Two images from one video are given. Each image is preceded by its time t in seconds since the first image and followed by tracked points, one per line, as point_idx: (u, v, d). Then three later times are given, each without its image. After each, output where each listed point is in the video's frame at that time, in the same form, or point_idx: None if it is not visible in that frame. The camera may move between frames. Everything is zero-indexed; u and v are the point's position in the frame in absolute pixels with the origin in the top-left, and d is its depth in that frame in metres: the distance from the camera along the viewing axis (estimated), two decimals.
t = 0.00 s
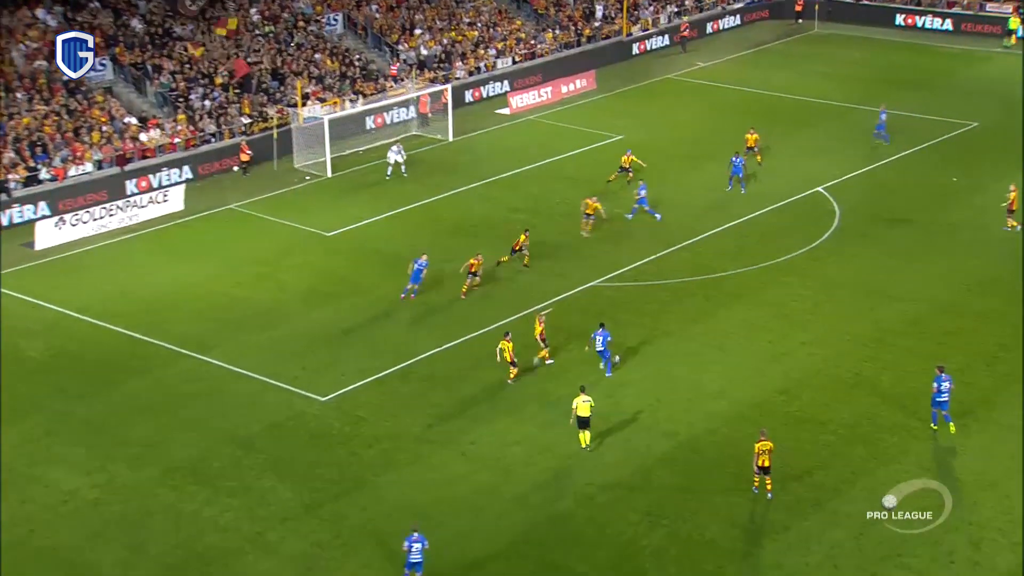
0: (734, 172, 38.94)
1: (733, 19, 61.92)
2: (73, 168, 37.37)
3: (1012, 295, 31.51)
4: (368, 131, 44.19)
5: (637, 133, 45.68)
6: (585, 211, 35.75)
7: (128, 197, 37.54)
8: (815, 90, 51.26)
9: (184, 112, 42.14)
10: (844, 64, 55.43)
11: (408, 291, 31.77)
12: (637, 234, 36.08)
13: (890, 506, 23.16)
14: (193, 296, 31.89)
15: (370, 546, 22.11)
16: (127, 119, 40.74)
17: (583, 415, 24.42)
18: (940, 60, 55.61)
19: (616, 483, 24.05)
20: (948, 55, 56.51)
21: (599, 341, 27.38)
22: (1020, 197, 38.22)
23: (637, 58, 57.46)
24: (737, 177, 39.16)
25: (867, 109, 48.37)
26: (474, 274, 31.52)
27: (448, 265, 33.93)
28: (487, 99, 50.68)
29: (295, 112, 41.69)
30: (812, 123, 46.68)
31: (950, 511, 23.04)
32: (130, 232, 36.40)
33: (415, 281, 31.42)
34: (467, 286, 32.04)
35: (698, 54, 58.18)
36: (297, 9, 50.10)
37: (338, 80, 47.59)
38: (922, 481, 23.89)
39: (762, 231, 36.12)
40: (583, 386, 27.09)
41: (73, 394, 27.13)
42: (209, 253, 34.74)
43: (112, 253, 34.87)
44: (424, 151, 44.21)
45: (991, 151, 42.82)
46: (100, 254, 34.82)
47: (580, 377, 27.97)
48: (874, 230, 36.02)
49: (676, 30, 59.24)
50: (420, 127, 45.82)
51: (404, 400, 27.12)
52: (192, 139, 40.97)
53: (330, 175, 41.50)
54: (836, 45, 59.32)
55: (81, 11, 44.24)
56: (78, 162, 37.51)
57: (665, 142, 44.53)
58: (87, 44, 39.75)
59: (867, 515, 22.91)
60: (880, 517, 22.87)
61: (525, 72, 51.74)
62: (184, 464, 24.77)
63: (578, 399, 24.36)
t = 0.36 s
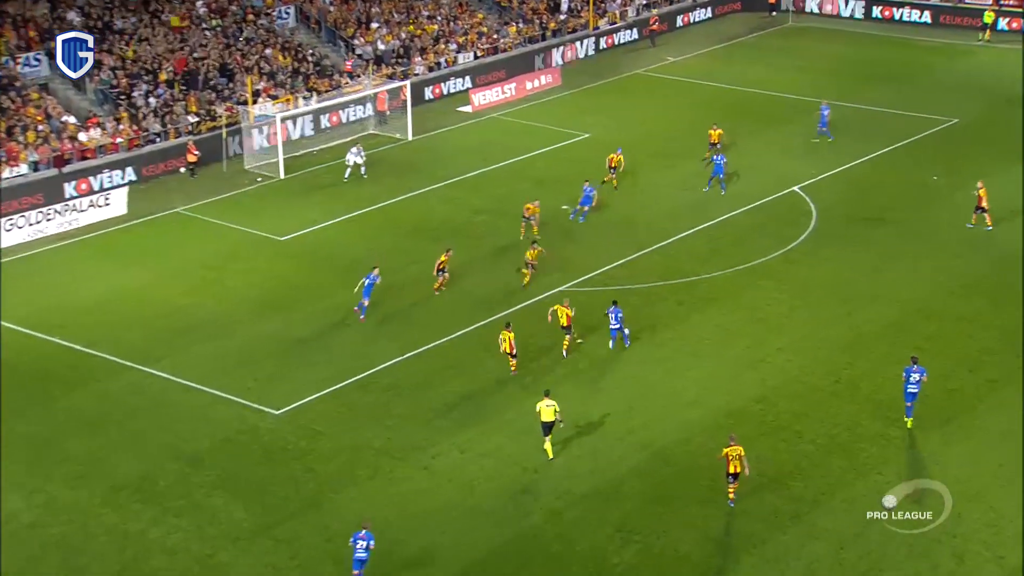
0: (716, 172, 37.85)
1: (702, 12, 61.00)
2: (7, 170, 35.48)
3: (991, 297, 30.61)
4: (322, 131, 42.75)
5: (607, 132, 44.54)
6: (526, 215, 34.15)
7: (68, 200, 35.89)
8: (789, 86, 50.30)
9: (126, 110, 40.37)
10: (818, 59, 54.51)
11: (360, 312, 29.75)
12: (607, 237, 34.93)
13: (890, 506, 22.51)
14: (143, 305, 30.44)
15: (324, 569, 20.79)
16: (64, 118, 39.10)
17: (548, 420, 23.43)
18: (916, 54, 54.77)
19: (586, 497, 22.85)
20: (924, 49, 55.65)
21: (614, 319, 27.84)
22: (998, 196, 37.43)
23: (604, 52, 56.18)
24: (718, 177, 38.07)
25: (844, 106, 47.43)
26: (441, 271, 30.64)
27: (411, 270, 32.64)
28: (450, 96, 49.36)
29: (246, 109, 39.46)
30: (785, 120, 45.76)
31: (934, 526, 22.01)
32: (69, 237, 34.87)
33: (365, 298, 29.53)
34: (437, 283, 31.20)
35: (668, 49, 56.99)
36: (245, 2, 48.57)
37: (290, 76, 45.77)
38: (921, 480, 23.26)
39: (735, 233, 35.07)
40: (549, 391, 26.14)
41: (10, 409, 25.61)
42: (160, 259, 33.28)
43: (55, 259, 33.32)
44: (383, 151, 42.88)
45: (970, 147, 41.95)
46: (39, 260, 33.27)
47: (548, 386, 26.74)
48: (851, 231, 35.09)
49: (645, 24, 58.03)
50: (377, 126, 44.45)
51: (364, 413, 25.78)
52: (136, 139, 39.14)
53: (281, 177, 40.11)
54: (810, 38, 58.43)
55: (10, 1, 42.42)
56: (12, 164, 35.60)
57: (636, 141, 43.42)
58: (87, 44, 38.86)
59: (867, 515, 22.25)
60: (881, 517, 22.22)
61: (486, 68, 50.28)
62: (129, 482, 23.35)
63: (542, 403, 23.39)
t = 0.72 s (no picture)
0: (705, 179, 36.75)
1: (678, 12, 60.15)
2: None
3: (977, 307, 29.72)
4: (282, 136, 41.63)
5: (583, 137, 43.50)
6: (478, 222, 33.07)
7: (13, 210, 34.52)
8: (769, 88, 49.42)
9: (73, 115, 38.86)
10: (798, 61, 53.67)
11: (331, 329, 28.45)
12: (583, 246, 33.86)
13: (890, 506, 22.05)
14: (99, 320, 29.12)
15: None
16: (9, 124, 37.29)
17: (518, 428, 22.65)
18: (896, 55, 54.02)
19: (561, 520, 21.71)
20: (904, 49, 54.89)
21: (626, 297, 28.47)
22: (983, 201, 36.59)
23: (578, 53, 55.21)
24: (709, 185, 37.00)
25: (824, 109, 46.60)
26: (422, 276, 29.82)
27: (380, 281, 31.46)
28: (416, 100, 48.24)
29: (202, 114, 38.84)
30: (764, 123, 44.87)
31: (924, 548, 21.01)
32: (14, 249, 33.44)
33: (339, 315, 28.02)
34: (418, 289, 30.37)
35: (644, 51, 55.97)
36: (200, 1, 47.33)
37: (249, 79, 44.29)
38: (922, 480, 22.80)
39: (716, 241, 34.10)
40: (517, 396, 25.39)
41: None
42: (118, 271, 31.97)
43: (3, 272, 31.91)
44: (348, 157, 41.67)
45: (952, 150, 41.17)
46: None
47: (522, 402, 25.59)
48: (833, 238, 34.16)
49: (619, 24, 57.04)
50: (341, 131, 43.33)
51: (328, 432, 24.56)
52: (85, 146, 37.76)
53: (239, 185, 38.78)
54: (791, 39, 57.56)
55: None
56: None
57: (613, 146, 42.41)
58: (88, 44, 38.40)
59: (867, 515, 21.79)
60: (881, 517, 21.77)
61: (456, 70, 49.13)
62: (77, 508, 22.04)
63: (513, 409, 22.54)
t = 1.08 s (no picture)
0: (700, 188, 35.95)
1: (656, 13, 59.61)
2: None
3: (961, 316, 29.15)
4: (247, 142, 40.81)
5: (561, 143, 42.78)
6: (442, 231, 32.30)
7: None
8: (749, 92, 48.87)
9: (29, 122, 37.82)
10: (778, 64, 53.15)
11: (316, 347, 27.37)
12: (560, 255, 33.08)
13: (890, 506, 21.79)
14: (59, 335, 28.14)
15: None
16: None
17: (490, 434, 22.28)
18: (877, 58, 53.62)
19: (537, 539, 20.89)
20: (886, 52, 54.51)
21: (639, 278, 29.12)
22: (966, 207, 36.08)
23: (553, 56, 54.53)
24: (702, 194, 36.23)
25: (805, 113, 46.08)
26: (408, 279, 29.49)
27: (352, 292, 30.61)
28: (385, 104, 47.48)
29: (163, 120, 37.73)
30: (744, 128, 44.30)
31: (912, 564, 20.32)
32: None
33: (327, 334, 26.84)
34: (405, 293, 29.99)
35: (620, 53, 55.32)
36: (160, 3, 46.09)
37: (212, 83, 43.35)
38: (921, 480, 22.56)
39: (699, 250, 33.39)
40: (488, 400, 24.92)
41: None
42: (80, 284, 31.00)
43: None
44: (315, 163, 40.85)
45: (936, 155, 40.71)
46: None
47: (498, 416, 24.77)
48: (816, 246, 33.54)
49: (596, 25, 56.42)
50: (308, 137, 42.44)
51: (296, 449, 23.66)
52: (40, 153, 36.90)
53: (203, 193, 37.81)
54: (771, 41, 57.12)
55: None
56: None
57: (592, 152, 41.72)
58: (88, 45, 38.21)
59: (867, 515, 21.52)
60: (881, 517, 21.50)
61: (428, 72, 48.43)
62: (32, 531, 21.07)
63: (483, 416, 22.20)
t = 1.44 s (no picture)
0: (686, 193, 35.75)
1: (627, 15, 59.29)
2: None
3: (936, 322, 28.83)
4: (208, 148, 40.21)
5: (533, 147, 42.29)
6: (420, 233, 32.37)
7: None
8: (722, 95, 48.55)
9: None
10: (750, 66, 52.90)
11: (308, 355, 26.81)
12: (532, 262, 32.56)
13: (891, 506, 21.64)
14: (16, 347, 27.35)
15: None
16: None
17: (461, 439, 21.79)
18: (849, 60, 53.49)
19: (508, 553, 20.33)
20: (857, 54, 54.41)
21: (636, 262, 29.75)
22: (941, 210, 35.83)
23: (523, 58, 54.06)
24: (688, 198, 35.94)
25: (778, 116, 45.80)
26: (390, 275, 29.60)
27: (318, 301, 29.97)
28: (349, 108, 46.92)
29: (120, 126, 36.91)
30: (717, 132, 43.95)
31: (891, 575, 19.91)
32: None
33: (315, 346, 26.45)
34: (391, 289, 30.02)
35: (589, 55, 54.94)
36: (117, 4, 45.27)
37: (171, 87, 42.57)
38: (921, 480, 22.44)
39: (669, 257, 32.92)
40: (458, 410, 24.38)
41: None
42: (39, 294, 30.20)
43: None
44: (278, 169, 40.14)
45: (909, 158, 40.51)
46: None
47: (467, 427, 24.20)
48: (789, 252, 33.19)
49: (565, 27, 56.01)
50: (271, 142, 41.67)
51: (258, 463, 23.00)
52: None
53: (162, 200, 37.00)
54: (744, 43, 56.88)
55: None
56: None
57: (564, 156, 41.25)
58: (88, 44, 37.85)
59: (868, 516, 21.37)
60: (881, 517, 21.35)
61: (393, 75, 47.93)
62: None
63: (454, 420, 21.76)
